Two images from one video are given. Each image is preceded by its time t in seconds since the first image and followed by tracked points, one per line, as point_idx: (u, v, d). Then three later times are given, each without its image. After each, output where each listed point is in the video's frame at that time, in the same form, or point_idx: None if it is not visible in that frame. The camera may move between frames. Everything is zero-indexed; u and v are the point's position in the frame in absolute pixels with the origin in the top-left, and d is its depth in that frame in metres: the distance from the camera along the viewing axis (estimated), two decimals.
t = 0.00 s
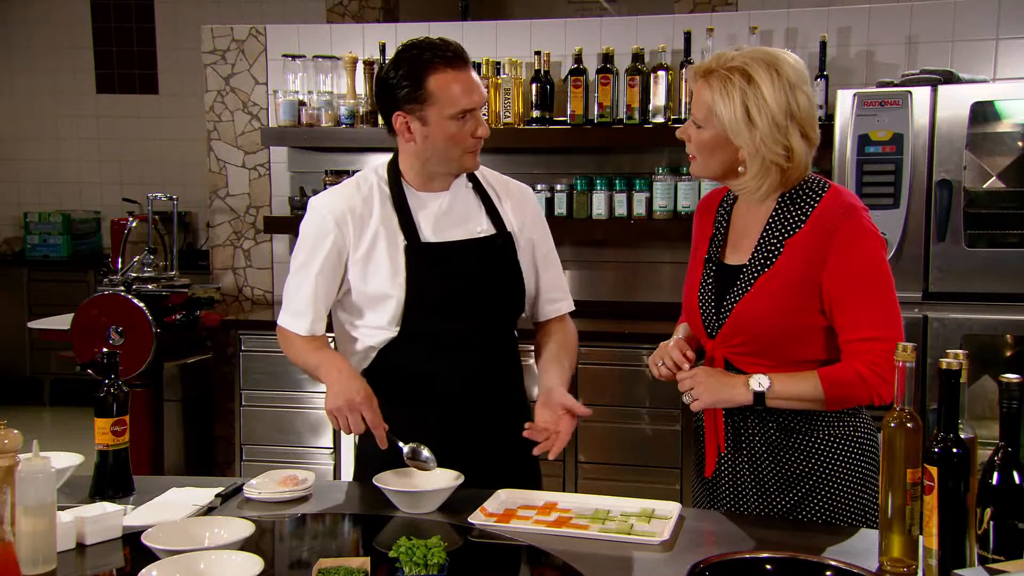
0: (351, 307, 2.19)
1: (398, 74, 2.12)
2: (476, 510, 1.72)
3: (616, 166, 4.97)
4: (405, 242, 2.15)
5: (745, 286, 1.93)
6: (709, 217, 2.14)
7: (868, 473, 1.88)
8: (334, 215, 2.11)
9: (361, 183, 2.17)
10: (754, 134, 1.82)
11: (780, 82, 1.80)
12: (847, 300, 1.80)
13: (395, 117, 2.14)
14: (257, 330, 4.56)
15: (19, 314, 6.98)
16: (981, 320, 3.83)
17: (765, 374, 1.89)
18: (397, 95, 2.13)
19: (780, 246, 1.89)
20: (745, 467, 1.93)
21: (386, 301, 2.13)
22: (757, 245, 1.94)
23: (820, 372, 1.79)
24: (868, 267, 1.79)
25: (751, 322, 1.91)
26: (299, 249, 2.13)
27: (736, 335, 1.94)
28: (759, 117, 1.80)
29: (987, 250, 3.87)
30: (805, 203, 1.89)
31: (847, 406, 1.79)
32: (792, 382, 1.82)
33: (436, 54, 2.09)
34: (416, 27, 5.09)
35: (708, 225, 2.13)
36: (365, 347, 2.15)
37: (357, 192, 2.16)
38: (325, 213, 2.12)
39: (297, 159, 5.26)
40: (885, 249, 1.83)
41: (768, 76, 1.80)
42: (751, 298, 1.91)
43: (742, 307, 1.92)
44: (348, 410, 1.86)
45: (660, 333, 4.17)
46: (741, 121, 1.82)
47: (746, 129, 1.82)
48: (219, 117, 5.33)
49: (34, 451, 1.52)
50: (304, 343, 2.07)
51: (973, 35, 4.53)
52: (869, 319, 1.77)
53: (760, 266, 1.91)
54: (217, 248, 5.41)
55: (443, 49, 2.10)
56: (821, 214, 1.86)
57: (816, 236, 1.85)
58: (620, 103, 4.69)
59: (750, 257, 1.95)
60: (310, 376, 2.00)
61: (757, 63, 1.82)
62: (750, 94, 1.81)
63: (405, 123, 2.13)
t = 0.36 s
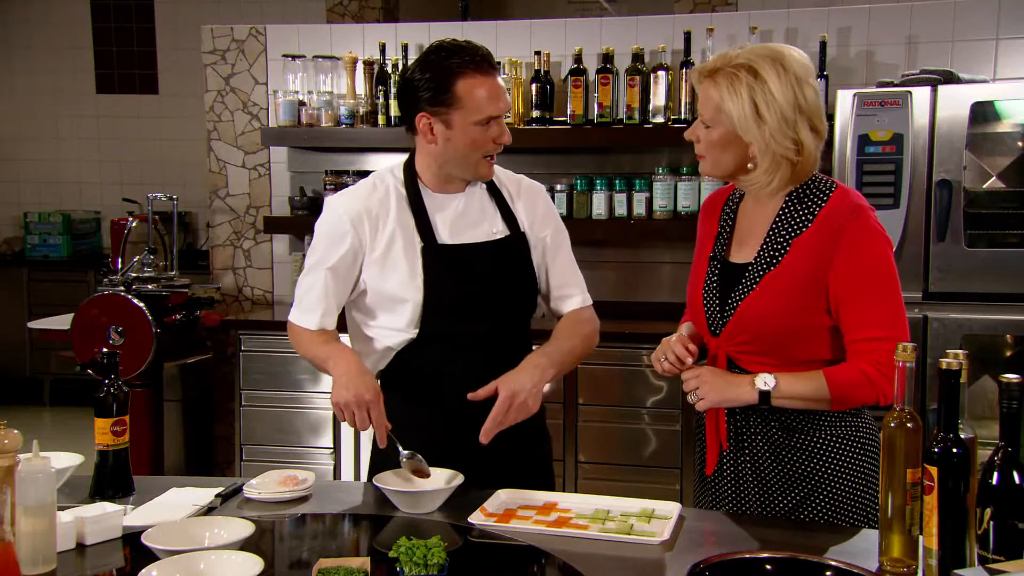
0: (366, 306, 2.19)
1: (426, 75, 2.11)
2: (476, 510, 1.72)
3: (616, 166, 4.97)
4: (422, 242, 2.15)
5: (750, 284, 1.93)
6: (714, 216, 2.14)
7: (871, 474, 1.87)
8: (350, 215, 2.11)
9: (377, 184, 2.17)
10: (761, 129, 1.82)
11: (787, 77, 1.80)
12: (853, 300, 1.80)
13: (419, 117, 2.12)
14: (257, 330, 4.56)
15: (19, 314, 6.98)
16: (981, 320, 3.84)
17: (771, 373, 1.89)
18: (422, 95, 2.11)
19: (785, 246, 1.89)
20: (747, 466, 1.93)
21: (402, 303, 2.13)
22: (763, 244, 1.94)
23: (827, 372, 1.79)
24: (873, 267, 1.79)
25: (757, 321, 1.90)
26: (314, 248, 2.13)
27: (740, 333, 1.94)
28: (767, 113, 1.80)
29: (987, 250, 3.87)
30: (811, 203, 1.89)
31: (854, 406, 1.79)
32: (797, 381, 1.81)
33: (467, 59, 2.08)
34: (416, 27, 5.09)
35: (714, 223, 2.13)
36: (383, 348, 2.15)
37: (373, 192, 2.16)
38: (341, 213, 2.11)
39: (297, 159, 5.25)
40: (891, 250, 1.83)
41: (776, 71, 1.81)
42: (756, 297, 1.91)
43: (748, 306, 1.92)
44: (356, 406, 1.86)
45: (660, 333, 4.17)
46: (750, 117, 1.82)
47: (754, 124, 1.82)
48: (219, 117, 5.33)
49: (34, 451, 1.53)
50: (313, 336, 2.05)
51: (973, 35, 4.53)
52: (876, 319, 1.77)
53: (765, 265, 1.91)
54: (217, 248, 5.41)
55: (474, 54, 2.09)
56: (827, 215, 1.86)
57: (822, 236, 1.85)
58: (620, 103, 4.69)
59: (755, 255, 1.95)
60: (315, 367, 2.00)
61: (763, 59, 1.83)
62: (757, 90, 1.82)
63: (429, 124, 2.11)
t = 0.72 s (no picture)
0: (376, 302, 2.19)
1: (449, 73, 2.10)
2: (476, 510, 1.72)
3: (616, 166, 4.97)
4: (434, 242, 2.15)
5: (750, 285, 1.93)
6: (713, 216, 2.14)
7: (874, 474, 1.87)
8: (363, 212, 2.11)
9: (392, 181, 2.17)
10: (768, 125, 1.83)
11: (783, 69, 1.82)
12: (853, 299, 1.80)
13: (438, 114, 2.11)
14: (257, 330, 4.56)
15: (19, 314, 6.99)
16: (981, 320, 3.84)
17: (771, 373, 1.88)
18: (443, 91, 2.11)
19: (785, 246, 1.89)
20: (751, 467, 1.94)
21: (411, 301, 2.13)
22: (762, 245, 1.94)
23: (828, 370, 1.79)
24: (873, 266, 1.79)
25: (758, 322, 1.90)
26: (327, 243, 2.13)
27: (741, 335, 1.94)
28: (771, 105, 1.81)
29: (987, 250, 3.87)
30: (810, 201, 1.89)
31: (856, 403, 1.79)
32: (798, 380, 1.81)
33: (491, 59, 2.07)
34: (416, 27, 5.08)
35: (712, 225, 2.13)
36: (392, 346, 2.16)
37: (388, 189, 2.16)
38: (355, 210, 2.12)
39: (297, 159, 5.25)
40: (891, 247, 1.83)
41: (771, 66, 1.83)
42: (756, 298, 1.91)
43: (749, 307, 1.92)
44: (361, 404, 1.87)
45: (660, 334, 4.17)
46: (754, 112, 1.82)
47: (760, 121, 1.82)
48: (219, 117, 5.34)
49: (34, 451, 1.53)
50: (324, 331, 2.08)
51: (973, 35, 4.53)
52: (877, 317, 1.77)
53: (765, 265, 1.91)
54: (217, 248, 5.41)
55: (498, 55, 2.08)
56: (827, 215, 1.86)
57: (822, 236, 1.85)
58: (620, 103, 4.69)
59: (755, 256, 1.95)
60: (326, 362, 2.03)
61: (755, 56, 1.85)
62: (757, 85, 1.83)
63: (449, 122, 2.11)
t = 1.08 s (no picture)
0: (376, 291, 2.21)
1: (454, 82, 1.97)
2: (476, 510, 1.72)
3: (616, 166, 4.97)
4: (432, 239, 2.14)
5: (752, 285, 1.93)
6: (713, 216, 2.14)
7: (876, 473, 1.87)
8: (368, 201, 2.13)
9: (400, 173, 2.18)
10: (765, 124, 1.84)
11: (774, 68, 1.84)
12: (854, 299, 1.80)
13: (437, 114, 2.03)
14: (257, 330, 4.55)
15: (19, 313, 6.99)
16: (981, 319, 3.84)
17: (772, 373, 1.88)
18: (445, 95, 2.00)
19: (786, 245, 1.89)
20: (752, 467, 1.94)
21: (403, 295, 2.14)
22: (763, 245, 1.94)
23: (828, 369, 1.79)
24: (874, 266, 1.78)
25: (758, 321, 1.91)
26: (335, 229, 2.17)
27: (743, 335, 1.94)
28: (766, 104, 1.82)
29: (987, 250, 3.87)
30: (810, 201, 1.89)
31: (855, 403, 1.79)
32: (799, 379, 1.81)
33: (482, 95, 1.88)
34: (416, 27, 5.08)
35: (713, 225, 2.13)
36: (383, 337, 2.18)
37: (396, 180, 2.17)
38: (361, 198, 2.14)
39: (296, 159, 5.25)
40: (892, 247, 1.83)
41: (761, 64, 1.84)
42: (757, 298, 1.91)
43: (749, 307, 1.92)
44: (356, 396, 1.89)
45: (659, 334, 4.17)
46: (749, 113, 1.83)
47: (756, 119, 1.83)
48: (219, 117, 5.34)
49: (34, 451, 1.53)
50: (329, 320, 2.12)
51: (973, 35, 4.53)
52: (878, 316, 1.77)
53: (766, 264, 1.91)
54: (217, 248, 5.41)
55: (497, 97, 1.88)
56: (827, 215, 1.86)
57: (822, 236, 1.85)
58: (620, 103, 4.69)
59: (756, 256, 1.95)
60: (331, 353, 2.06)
61: (745, 57, 1.86)
62: (749, 85, 1.84)
63: (442, 125, 2.02)
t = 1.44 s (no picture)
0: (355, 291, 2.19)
1: (445, 87, 1.97)
2: (476, 510, 1.72)
3: (616, 166, 4.97)
4: (412, 240, 2.14)
5: (752, 283, 1.93)
6: (713, 215, 2.13)
7: (875, 473, 1.87)
8: (349, 200, 2.12)
9: (383, 172, 2.18)
10: (760, 120, 1.84)
11: (764, 64, 1.84)
12: (854, 297, 1.80)
13: (425, 117, 2.03)
14: (257, 330, 4.55)
15: (19, 313, 6.99)
16: (981, 319, 3.83)
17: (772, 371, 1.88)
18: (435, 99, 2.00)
19: (786, 243, 1.89)
20: (752, 468, 1.93)
21: (382, 295, 2.14)
22: (763, 244, 1.94)
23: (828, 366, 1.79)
24: (874, 265, 1.79)
25: (759, 319, 1.91)
26: (315, 227, 2.15)
27: (744, 334, 1.94)
28: (759, 101, 1.82)
29: (988, 250, 3.87)
30: (810, 199, 1.89)
31: (856, 401, 1.79)
32: (801, 377, 1.81)
33: (474, 101, 1.89)
34: (416, 27, 5.08)
35: (714, 224, 2.12)
36: (361, 337, 2.17)
37: (378, 179, 2.16)
38: (342, 196, 2.13)
39: (297, 159, 5.25)
40: (892, 246, 1.83)
41: (752, 61, 1.84)
42: (758, 296, 1.91)
43: (749, 306, 1.92)
44: (342, 398, 1.87)
45: (659, 333, 4.17)
46: (743, 111, 1.83)
47: (750, 116, 1.83)
48: (219, 117, 5.34)
49: (34, 451, 1.53)
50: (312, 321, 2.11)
51: (973, 35, 4.53)
52: (879, 314, 1.77)
53: (767, 262, 1.91)
54: (217, 248, 5.41)
55: (492, 105, 1.89)
56: (827, 213, 1.86)
57: (822, 235, 1.85)
58: (620, 103, 4.69)
59: (757, 254, 1.95)
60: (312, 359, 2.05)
61: (736, 54, 1.87)
62: (742, 83, 1.84)
63: (430, 127, 2.02)
